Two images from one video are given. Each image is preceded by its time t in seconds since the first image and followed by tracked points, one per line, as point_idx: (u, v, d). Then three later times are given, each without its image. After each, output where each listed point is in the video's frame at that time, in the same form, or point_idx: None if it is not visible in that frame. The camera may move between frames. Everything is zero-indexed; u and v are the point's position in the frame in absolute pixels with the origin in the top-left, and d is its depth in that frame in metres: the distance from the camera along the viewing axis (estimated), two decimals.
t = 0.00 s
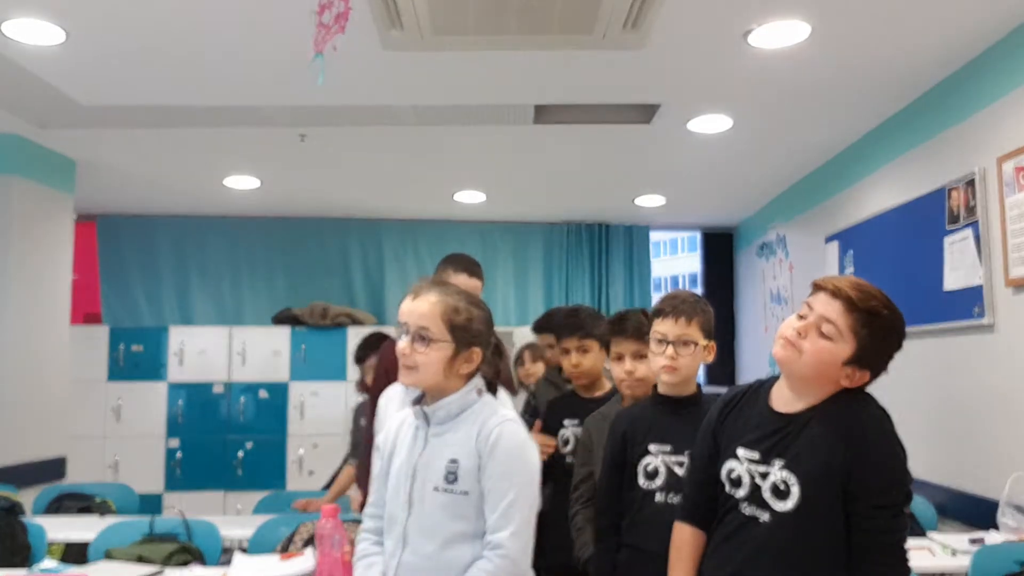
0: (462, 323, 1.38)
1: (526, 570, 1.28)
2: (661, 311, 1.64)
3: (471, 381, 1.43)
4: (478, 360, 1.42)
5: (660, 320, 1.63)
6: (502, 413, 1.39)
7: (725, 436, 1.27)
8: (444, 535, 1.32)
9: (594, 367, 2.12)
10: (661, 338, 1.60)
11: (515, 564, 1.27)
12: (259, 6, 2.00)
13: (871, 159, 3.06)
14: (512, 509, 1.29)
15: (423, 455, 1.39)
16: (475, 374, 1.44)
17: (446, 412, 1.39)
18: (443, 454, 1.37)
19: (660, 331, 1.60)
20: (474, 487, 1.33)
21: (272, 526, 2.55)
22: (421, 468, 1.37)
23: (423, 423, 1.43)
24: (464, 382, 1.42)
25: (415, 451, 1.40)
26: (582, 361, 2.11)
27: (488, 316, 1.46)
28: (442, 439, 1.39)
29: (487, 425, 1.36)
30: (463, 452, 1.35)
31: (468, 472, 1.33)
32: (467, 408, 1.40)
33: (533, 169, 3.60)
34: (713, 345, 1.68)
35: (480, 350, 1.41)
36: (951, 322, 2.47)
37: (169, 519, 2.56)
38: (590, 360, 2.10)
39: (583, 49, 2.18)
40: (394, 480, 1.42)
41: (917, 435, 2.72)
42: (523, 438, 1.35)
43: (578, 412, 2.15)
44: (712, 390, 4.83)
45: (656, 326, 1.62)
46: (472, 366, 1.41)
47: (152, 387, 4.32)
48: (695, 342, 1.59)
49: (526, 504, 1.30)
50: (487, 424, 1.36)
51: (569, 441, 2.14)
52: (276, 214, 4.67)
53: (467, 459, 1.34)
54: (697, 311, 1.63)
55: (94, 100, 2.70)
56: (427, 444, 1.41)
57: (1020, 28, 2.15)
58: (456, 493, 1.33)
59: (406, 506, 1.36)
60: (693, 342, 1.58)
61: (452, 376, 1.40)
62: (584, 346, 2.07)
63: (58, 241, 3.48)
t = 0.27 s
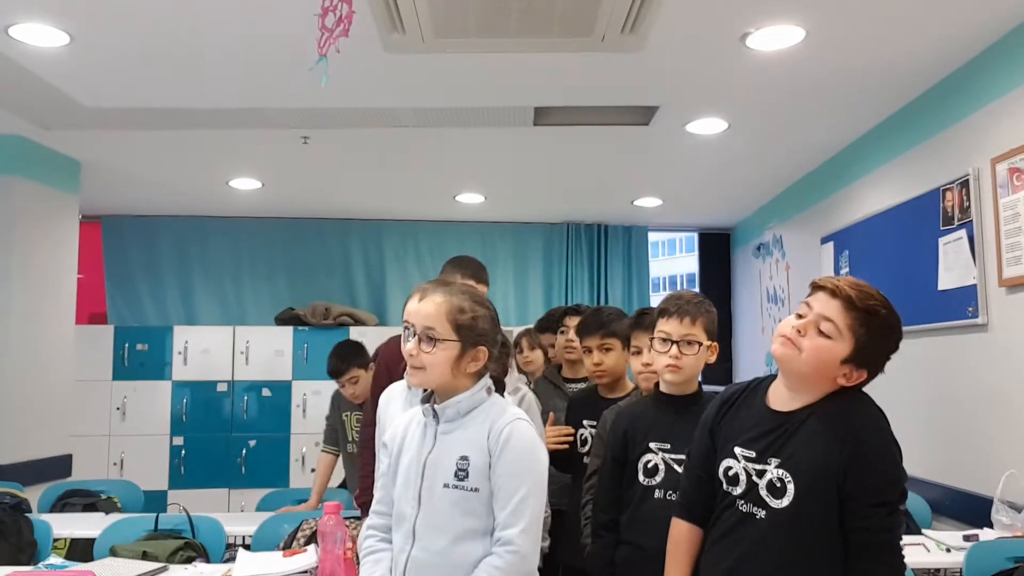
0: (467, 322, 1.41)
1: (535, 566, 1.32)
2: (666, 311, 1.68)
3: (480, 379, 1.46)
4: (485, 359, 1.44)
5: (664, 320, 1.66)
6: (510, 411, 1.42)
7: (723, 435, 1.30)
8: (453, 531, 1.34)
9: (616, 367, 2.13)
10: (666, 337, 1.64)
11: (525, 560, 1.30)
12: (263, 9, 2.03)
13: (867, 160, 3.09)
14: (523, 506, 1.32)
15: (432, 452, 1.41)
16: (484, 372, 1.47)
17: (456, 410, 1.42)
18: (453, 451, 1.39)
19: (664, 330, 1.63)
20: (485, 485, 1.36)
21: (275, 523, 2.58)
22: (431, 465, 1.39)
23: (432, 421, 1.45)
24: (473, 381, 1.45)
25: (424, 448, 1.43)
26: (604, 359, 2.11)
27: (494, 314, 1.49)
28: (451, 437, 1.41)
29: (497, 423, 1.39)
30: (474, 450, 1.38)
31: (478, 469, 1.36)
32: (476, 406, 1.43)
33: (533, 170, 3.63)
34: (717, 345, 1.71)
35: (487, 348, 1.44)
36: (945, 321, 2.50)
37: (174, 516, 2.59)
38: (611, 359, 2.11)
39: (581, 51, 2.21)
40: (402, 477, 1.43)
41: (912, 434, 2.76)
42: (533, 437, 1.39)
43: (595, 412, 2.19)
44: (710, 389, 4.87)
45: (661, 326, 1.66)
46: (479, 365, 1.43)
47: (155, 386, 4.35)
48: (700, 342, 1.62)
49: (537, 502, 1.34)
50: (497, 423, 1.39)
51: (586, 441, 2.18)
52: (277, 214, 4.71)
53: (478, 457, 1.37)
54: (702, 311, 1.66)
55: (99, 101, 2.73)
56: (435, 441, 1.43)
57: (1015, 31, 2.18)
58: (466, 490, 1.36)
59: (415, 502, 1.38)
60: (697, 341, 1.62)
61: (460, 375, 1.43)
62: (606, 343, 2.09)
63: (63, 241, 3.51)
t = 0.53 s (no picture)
0: (472, 321, 1.42)
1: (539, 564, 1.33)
2: (669, 311, 1.69)
3: (485, 379, 1.47)
4: (489, 358, 1.46)
5: (667, 320, 1.68)
6: (516, 411, 1.44)
7: (722, 433, 1.32)
8: (459, 530, 1.35)
9: (616, 367, 2.14)
10: (669, 337, 1.65)
11: (531, 559, 1.32)
12: (264, 10, 2.05)
13: (866, 161, 3.10)
14: (529, 505, 1.34)
15: (437, 450, 1.42)
16: (488, 371, 1.48)
17: (462, 408, 1.43)
18: (459, 449, 1.41)
19: (667, 330, 1.65)
20: (490, 483, 1.37)
21: (276, 522, 2.60)
22: (436, 463, 1.41)
23: (437, 419, 1.46)
24: (477, 380, 1.46)
25: (429, 446, 1.44)
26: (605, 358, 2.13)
27: (499, 313, 1.50)
28: (457, 435, 1.42)
29: (504, 422, 1.41)
30: (480, 448, 1.39)
31: (484, 468, 1.38)
32: (481, 405, 1.44)
33: (533, 170, 3.65)
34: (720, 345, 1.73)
35: (491, 347, 1.45)
36: (943, 321, 2.51)
37: (176, 515, 2.61)
38: (612, 358, 2.13)
39: (581, 52, 2.23)
40: (407, 475, 1.44)
41: (910, 433, 2.77)
42: (539, 437, 1.40)
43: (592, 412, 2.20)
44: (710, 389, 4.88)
45: (664, 326, 1.68)
46: (484, 364, 1.45)
47: (156, 385, 4.37)
48: (703, 342, 1.64)
49: (543, 501, 1.35)
50: (504, 422, 1.41)
51: (584, 439, 2.19)
52: (278, 215, 4.72)
53: (484, 455, 1.39)
54: (705, 311, 1.68)
55: (101, 102, 2.74)
56: (441, 439, 1.44)
57: (1012, 32, 2.19)
58: (471, 488, 1.37)
59: (421, 500, 1.39)
60: (701, 341, 1.63)
61: (464, 374, 1.44)
62: (607, 343, 2.11)
63: (65, 241, 3.53)
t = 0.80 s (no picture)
0: (474, 321, 1.42)
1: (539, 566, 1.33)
2: (672, 310, 1.68)
3: (488, 379, 1.47)
4: (491, 358, 1.45)
5: (671, 319, 1.67)
6: (519, 411, 1.43)
7: (721, 433, 1.32)
8: (459, 530, 1.35)
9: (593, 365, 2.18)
10: (674, 337, 1.64)
11: (531, 561, 1.31)
12: (264, 9, 2.04)
13: (866, 161, 3.10)
14: (530, 507, 1.33)
15: (438, 449, 1.42)
16: (491, 372, 1.48)
17: (464, 407, 1.43)
18: (461, 449, 1.40)
19: (672, 330, 1.64)
20: (492, 484, 1.37)
21: (276, 522, 2.60)
22: (437, 462, 1.40)
23: (439, 418, 1.46)
24: (480, 380, 1.46)
25: (430, 445, 1.44)
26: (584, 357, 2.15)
27: (500, 314, 1.50)
28: (459, 434, 1.42)
29: (506, 422, 1.41)
30: (482, 448, 1.39)
31: (485, 468, 1.38)
32: (483, 406, 1.44)
33: (532, 170, 3.64)
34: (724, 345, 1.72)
35: (493, 347, 1.45)
36: (943, 321, 2.51)
37: (176, 515, 2.61)
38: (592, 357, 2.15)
39: (581, 52, 2.22)
40: (408, 473, 1.44)
41: (910, 433, 2.77)
42: (542, 438, 1.40)
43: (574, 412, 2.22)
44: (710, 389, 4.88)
45: (668, 326, 1.67)
46: (486, 364, 1.45)
47: (156, 385, 4.37)
48: (708, 342, 1.63)
49: (544, 503, 1.35)
50: (506, 422, 1.41)
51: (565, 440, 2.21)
52: (278, 215, 4.72)
53: (485, 455, 1.38)
54: (710, 311, 1.67)
55: (101, 101, 2.74)
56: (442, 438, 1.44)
57: (1013, 32, 2.19)
58: (472, 488, 1.37)
59: (421, 499, 1.39)
60: (705, 341, 1.63)
61: (466, 374, 1.44)
62: (588, 342, 2.12)
63: (65, 241, 3.53)
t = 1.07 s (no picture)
0: (472, 321, 1.42)
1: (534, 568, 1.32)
2: (679, 310, 1.67)
3: (487, 379, 1.47)
4: (491, 358, 1.45)
5: (677, 320, 1.66)
6: (517, 412, 1.43)
7: (721, 433, 1.32)
8: (453, 531, 1.35)
9: (576, 362, 2.19)
10: (680, 338, 1.64)
11: (525, 564, 1.30)
12: (264, 9, 2.04)
13: (866, 161, 3.10)
14: (524, 509, 1.33)
15: (434, 449, 1.42)
16: (490, 372, 1.48)
17: (461, 407, 1.43)
18: (456, 449, 1.40)
19: (678, 330, 1.64)
20: (487, 485, 1.37)
21: (276, 522, 2.59)
22: (433, 462, 1.41)
23: (437, 418, 1.46)
24: (479, 380, 1.46)
25: (427, 446, 1.44)
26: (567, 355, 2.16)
27: (499, 314, 1.50)
28: (455, 435, 1.42)
29: (502, 423, 1.40)
30: (477, 449, 1.39)
31: (480, 469, 1.37)
32: (482, 406, 1.44)
33: (533, 170, 3.64)
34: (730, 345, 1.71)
35: (492, 347, 1.45)
36: (943, 321, 2.51)
37: (176, 515, 2.60)
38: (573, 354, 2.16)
39: (581, 52, 2.22)
40: (406, 474, 1.45)
41: (910, 433, 2.77)
42: (538, 439, 1.39)
43: (559, 412, 2.21)
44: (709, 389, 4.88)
45: (674, 325, 1.66)
46: (484, 364, 1.45)
47: (157, 385, 4.37)
48: (714, 342, 1.62)
49: (539, 505, 1.34)
50: (502, 423, 1.40)
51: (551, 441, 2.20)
52: (278, 215, 4.72)
53: (480, 456, 1.38)
54: (717, 312, 1.65)
55: (101, 101, 2.74)
56: (439, 438, 1.44)
57: (1013, 32, 2.18)
58: (467, 489, 1.37)
59: (417, 499, 1.39)
60: (711, 342, 1.62)
61: (466, 374, 1.44)
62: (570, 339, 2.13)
63: (65, 241, 3.53)
